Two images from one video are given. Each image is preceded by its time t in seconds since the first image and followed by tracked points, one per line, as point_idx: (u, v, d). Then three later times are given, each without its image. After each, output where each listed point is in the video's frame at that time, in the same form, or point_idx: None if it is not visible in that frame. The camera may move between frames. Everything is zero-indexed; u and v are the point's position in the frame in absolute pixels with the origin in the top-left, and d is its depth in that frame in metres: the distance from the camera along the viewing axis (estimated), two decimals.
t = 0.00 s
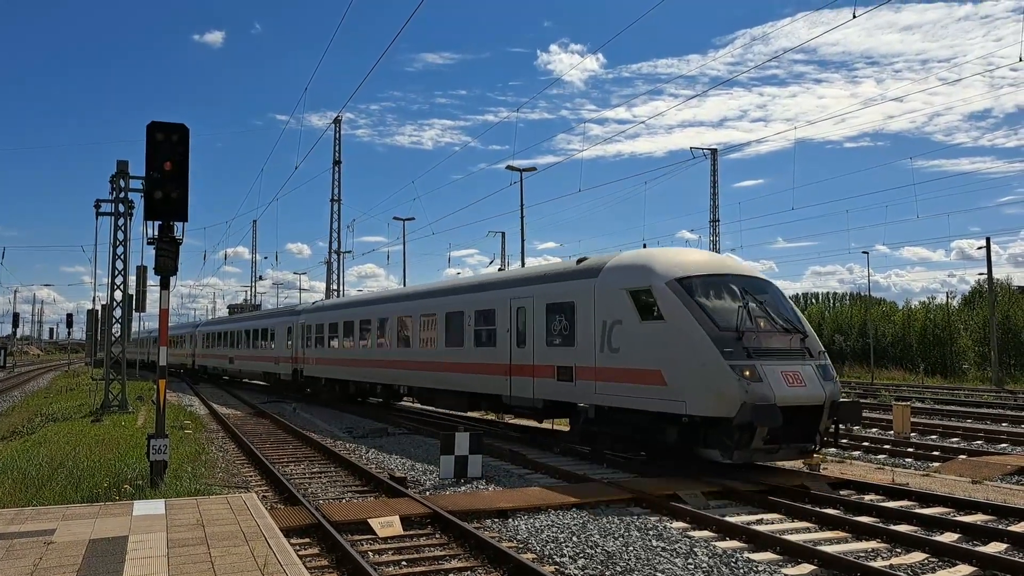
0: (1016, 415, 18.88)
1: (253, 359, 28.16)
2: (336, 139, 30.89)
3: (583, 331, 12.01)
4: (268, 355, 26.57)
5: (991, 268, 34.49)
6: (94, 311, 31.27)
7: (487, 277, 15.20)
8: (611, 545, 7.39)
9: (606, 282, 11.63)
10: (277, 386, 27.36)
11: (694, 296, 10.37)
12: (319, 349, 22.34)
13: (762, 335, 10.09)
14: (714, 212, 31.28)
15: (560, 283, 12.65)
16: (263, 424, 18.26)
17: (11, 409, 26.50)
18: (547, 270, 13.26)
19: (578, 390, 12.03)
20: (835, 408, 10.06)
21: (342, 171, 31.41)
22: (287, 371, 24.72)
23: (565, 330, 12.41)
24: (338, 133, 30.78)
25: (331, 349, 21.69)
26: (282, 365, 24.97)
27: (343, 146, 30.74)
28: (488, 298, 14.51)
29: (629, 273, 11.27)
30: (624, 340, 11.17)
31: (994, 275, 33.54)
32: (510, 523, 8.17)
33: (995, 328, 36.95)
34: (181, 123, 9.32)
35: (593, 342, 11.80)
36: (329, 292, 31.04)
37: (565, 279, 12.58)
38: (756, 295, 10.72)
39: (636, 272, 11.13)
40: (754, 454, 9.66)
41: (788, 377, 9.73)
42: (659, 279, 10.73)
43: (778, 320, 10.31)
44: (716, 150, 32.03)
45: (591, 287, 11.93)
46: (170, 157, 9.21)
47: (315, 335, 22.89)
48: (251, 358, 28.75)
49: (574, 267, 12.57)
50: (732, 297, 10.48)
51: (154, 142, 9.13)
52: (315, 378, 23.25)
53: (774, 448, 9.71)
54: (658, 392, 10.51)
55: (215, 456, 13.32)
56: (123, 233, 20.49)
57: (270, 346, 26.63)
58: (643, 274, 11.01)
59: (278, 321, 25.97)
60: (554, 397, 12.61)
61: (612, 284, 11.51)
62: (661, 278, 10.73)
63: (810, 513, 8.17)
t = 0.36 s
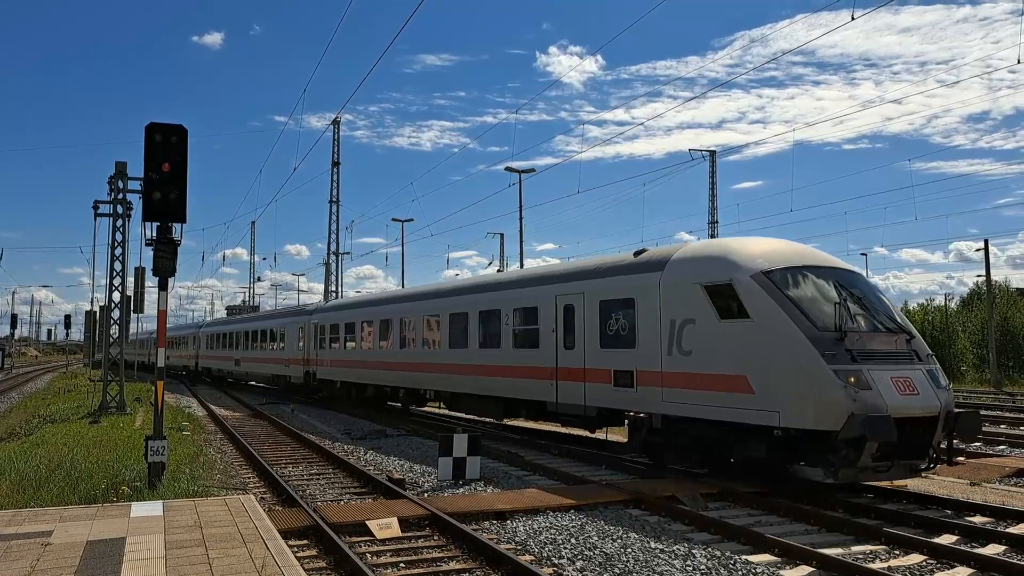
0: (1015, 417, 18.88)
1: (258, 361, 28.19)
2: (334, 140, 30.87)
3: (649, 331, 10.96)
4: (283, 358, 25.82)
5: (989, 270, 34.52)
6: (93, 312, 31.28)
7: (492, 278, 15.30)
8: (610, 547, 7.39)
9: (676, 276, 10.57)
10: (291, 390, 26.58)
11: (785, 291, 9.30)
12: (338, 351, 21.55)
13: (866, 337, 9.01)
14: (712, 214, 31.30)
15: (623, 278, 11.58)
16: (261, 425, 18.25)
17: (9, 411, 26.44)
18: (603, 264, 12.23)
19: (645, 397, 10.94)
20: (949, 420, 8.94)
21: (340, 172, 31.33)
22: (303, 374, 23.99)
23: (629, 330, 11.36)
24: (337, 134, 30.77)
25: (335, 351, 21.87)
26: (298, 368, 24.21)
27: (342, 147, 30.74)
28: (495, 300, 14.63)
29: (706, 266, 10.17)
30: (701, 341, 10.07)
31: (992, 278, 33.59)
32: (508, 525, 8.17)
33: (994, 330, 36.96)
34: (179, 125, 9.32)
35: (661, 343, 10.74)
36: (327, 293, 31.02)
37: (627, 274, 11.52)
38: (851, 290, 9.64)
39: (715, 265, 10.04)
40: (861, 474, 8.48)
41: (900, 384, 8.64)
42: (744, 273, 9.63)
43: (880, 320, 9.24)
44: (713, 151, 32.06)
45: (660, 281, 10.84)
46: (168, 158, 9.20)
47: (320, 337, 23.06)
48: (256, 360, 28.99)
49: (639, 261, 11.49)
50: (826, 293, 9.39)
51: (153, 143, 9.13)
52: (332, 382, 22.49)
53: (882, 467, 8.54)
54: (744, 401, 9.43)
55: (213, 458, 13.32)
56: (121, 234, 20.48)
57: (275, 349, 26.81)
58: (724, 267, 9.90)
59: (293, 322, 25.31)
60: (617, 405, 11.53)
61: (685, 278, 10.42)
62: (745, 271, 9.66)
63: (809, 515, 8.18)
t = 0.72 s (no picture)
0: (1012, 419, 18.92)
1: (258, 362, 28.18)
2: (333, 142, 30.89)
3: (742, 331, 9.65)
4: (296, 360, 24.64)
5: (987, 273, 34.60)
6: (91, 314, 31.29)
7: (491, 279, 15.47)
8: (609, 549, 7.39)
9: (714, 276, 10.09)
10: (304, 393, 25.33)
11: (923, 282, 8.07)
12: (358, 353, 20.29)
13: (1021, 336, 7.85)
14: (710, 215, 31.32)
15: (707, 271, 10.23)
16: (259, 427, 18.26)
17: (7, 412, 26.43)
18: (666, 258, 11.07)
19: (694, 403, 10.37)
20: None
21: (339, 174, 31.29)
22: (319, 377, 22.79)
23: (694, 331, 10.38)
24: (336, 136, 30.79)
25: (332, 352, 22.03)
26: (313, 370, 23.00)
27: (340, 148, 30.74)
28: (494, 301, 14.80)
29: (819, 254, 8.86)
30: (817, 342, 8.76)
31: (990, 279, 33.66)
32: (507, 527, 8.17)
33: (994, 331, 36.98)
34: (178, 126, 9.32)
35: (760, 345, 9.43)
36: (326, 294, 31.02)
37: (706, 266, 10.28)
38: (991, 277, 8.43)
39: (830, 252, 8.76)
40: None
41: None
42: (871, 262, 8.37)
43: None
44: (711, 153, 32.10)
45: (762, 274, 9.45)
46: (166, 160, 9.20)
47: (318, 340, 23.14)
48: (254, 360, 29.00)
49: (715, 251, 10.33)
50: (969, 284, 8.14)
51: (152, 144, 9.13)
52: (353, 385, 21.34)
53: None
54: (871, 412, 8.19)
55: (211, 459, 13.32)
56: (120, 236, 20.48)
57: (274, 350, 26.83)
58: (843, 255, 8.63)
59: (306, 322, 24.21)
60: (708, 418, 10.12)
61: (790, 269, 9.11)
62: (872, 259, 8.39)
63: (809, 517, 8.17)
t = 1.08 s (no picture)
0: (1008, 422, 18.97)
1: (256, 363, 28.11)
2: (331, 143, 30.86)
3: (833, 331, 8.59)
4: (310, 362, 23.21)
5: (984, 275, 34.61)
6: (88, 315, 31.25)
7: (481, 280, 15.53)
8: (606, 550, 7.39)
9: (713, 276, 10.09)
10: (319, 399, 23.89)
11: None
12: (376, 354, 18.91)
13: None
14: (709, 217, 31.29)
15: (789, 262, 9.16)
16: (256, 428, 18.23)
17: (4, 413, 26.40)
18: (717, 250, 10.24)
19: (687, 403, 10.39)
20: None
21: (336, 174, 31.21)
22: (335, 381, 21.36)
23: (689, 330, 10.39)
24: (333, 137, 30.77)
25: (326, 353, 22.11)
26: (328, 373, 21.57)
27: (337, 149, 30.74)
28: (484, 302, 14.83)
29: (941, 241, 7.69)
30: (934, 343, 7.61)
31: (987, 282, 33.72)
32: (504, 528, 8.17)
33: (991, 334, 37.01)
34: (175, 127, 9.31)
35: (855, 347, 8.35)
36: (323, 295, 31.01)
37: (779, 258, 9.31)
38: None
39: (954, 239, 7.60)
40: None
41: None
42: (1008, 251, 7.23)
43: None
44: (710, 155, 32.04)
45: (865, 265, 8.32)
46: (163, 160, 9.19)
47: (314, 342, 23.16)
48: (251, 362, 28.97)
49: (719, 251, 10.23)
50: None
51: (149, 145, 9.12)
52: (370, 390, 19.82)
53: None
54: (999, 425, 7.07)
55: (208, 460, 13.32)
56: (117, 237, 20.47)
57: (271, 351, 26.79)
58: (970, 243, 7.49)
59: (319, 322, 22.85)
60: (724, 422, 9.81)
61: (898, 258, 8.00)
62: None
63: (805, 519, 8.18)
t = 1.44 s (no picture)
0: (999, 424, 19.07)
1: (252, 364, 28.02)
2: (326, 143, 30.83)
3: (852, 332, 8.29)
4: (324, 364, 21.98)
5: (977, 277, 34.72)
6: (81, 315, 31.17)
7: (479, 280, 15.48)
8: (600, 551, 7.40)
9: (720, 276, 9.87)
10: (333, 403, 22.66)
11: None
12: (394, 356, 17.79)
13: None
14: (703, 218, 31.38)
15: (805, 260, 8.84)
16: (250, 428, 18.19)
17: None
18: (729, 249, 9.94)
19: (690, 405, 10.20)
20: None
21: (330, 174, 31.15)
22: (352, 384, 20.17)
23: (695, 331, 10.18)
24: (328, 137, 30.75)
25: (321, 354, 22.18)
26: (344, 375, 20.38)
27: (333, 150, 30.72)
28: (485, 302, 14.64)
29: (974, 239, 7.36)
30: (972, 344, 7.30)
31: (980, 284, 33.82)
32: (499, 529, 8.17)
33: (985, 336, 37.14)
34: (170, 127, 9.28)
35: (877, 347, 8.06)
36: (318, 295, 30.98)
37: (795, 256, 9.00)
38: None
39: (988, 237, 7.25)
40: None
41: None
42: None
43: None
44: (704, 156, 32.11)
45: (890, 263, 7.99)
46: (157, 161, 9.17)
47: (311, 343, 23.14)
48: (247, 362, 28.93)
49: (727, 249, 9.99)
50: None
51: (143, 144, 9.09)
52: (392, 393, 18.60)
53: None
54: None
55: (202, 461, 13.29)
56: (111, 237, 20.42)
57: (266, 352, 26.71)
58: (1000, 239, 7.14)
59: (332, 320, 21.65)
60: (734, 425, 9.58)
61: (925, 257, 7.69)
62: None
63: (799, 519, 8.20)
